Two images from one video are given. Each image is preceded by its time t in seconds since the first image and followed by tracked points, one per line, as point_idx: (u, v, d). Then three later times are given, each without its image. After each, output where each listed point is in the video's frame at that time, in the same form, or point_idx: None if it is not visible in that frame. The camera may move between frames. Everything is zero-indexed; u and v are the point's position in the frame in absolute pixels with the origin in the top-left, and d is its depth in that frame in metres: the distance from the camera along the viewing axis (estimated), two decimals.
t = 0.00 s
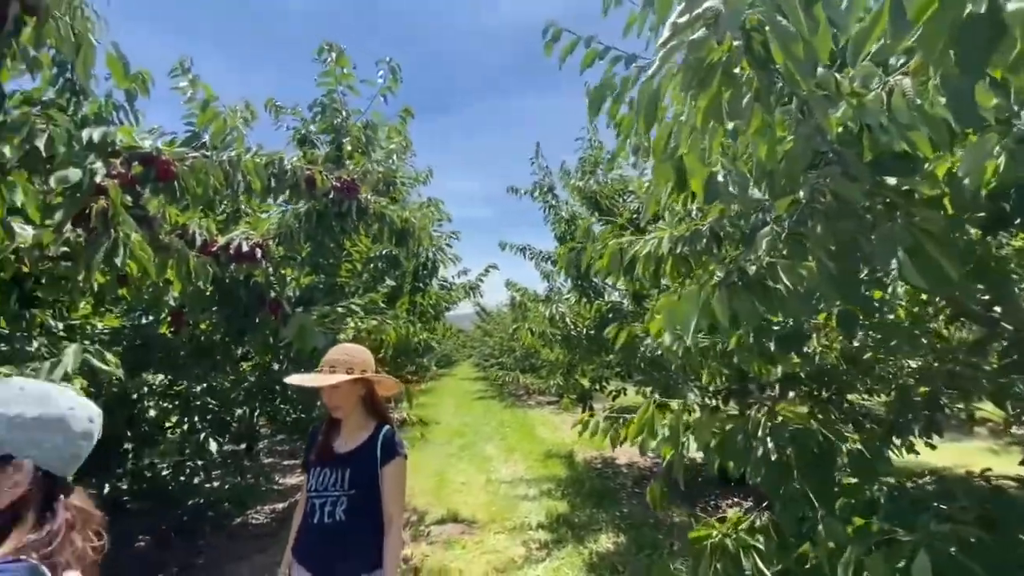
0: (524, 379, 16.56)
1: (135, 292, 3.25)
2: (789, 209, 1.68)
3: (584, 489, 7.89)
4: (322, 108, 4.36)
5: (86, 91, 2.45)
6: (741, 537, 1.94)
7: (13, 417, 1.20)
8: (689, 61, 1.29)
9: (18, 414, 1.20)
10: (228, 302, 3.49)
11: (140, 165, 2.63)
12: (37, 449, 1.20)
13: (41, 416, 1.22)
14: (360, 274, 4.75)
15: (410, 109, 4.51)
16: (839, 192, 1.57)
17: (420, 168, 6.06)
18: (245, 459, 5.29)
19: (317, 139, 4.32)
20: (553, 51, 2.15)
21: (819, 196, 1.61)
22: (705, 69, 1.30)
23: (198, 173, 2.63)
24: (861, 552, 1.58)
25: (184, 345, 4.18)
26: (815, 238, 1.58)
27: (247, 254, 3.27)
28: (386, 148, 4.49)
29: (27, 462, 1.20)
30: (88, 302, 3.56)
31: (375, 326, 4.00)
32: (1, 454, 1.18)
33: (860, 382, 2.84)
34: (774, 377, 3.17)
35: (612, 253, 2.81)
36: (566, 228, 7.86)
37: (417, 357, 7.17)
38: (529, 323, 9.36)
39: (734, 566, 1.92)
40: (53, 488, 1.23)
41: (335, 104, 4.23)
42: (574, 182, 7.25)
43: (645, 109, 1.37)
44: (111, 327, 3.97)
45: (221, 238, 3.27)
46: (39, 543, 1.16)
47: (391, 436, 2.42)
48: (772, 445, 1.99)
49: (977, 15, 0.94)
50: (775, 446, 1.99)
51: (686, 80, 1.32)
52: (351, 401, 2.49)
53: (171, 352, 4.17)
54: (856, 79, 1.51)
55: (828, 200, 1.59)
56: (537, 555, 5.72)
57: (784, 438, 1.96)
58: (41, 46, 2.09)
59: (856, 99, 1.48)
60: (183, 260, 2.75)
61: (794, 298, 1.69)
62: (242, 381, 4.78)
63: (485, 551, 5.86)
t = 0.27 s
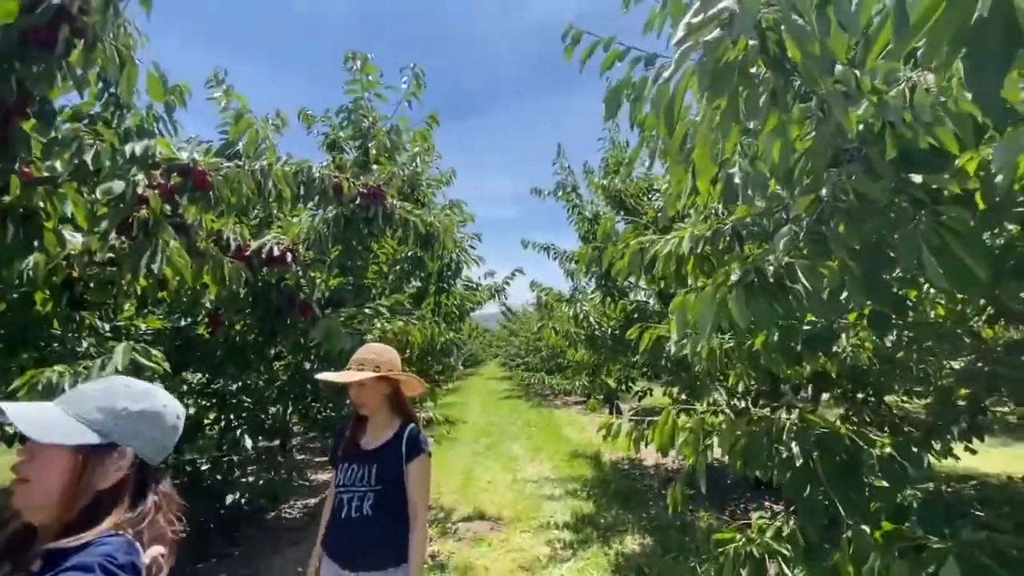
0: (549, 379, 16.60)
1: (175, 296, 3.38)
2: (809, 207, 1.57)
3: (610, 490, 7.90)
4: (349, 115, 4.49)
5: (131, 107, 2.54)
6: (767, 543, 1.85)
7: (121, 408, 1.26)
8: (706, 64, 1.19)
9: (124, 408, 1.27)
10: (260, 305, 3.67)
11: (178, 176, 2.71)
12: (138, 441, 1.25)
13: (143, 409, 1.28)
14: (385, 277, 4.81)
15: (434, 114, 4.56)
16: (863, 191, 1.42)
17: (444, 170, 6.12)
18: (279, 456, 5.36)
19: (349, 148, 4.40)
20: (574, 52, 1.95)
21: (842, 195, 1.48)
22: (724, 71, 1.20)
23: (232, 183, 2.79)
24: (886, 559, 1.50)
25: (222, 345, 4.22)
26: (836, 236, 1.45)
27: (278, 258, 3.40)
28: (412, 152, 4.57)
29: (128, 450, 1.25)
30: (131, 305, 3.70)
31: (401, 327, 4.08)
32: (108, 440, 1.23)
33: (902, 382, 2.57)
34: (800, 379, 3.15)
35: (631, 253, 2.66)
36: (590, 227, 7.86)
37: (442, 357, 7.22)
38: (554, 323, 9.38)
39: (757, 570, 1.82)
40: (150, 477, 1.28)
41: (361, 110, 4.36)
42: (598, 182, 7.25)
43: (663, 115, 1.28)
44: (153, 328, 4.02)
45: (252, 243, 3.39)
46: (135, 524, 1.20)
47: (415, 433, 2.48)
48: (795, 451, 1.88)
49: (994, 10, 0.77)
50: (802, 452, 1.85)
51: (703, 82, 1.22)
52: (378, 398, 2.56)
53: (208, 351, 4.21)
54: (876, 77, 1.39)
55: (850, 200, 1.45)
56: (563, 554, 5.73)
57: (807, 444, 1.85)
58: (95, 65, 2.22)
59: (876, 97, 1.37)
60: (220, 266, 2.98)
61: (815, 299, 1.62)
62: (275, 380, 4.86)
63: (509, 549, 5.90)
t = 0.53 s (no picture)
0: (576, 378, 16.59)
1: (213, 297, 3.48)
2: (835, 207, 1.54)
3: (637, 490, 7.89)
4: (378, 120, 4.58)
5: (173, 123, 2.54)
6: (795, 544, 1.87)
7: (194, 391, 1.44)
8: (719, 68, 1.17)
9: (194, 389, 1.44)
10: (294, 305, 3.80)
11: (218, 184, 2.81)
12: (208, 419, 1.43)
13: (212, 392, 1.45)
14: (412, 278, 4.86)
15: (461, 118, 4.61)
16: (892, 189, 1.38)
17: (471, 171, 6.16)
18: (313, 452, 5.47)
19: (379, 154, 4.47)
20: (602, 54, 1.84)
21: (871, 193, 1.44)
22: (742, 74, 1.18)
23: (268, 190, 2.88)
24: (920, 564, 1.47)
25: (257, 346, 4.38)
26: (864, 235, 1.41)
27: (312, 260, 3.52)
28: (439, 155, 4.63)
29: (200, 426, 1.43)
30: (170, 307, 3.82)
31: (428, 327, 4.14)
32: (184, 418, 1.42)
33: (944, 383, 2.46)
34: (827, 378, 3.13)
35: (657, 251, 2.61)
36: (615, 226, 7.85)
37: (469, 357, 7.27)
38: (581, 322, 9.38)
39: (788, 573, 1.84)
40: (218, 449, 1.47)
41: (390, 115, 4.45)
42: (624, 181, 7.24)
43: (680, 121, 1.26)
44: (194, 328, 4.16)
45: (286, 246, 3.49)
46: (211, 489, 1.40)
47: (444, 431, 2.54)
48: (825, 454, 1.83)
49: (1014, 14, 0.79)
50: (831, 455, 1.82)
51: (720, 86, 1.22)
52: (408, 395, 2.61)
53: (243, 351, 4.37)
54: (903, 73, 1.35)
55: (878, 198, 1.41)
56: (589, 554, 5.75)
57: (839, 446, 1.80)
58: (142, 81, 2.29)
59: (902, 95, 1.34)
60: (256, 270, 3.17)
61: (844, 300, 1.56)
62: (308, 377, 4.93)
63: (536, 548, 5.93)
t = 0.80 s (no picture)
0: (603, 378, 16.53)
1: (249, 298, 3.58)
2: (867, 205, 1.49)
3: (665, 490, 7.88)
4: (407, 124, 4.64)
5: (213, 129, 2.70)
6: (828, 546, 1.90)
7: (266, 385, 1.53)
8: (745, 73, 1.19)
9: (267, 383, 1.54)
10: (327, 305, 3.81)
11: (257, 190, 2.92)
12: (281, 411, 1.54)
13: (282, 385, 1.55)
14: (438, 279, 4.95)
15: (488, 121, 4.65)
16: (925, 189, 1.36)
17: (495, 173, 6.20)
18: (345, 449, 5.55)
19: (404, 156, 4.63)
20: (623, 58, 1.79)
21: (902, 193, 1.41)
22: (766, 79, 1.19)
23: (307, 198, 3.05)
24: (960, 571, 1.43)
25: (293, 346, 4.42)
26: (897, 234, 1.41)
27: (344, 262, 3.61)
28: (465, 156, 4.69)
29: (274, 418, 1.54)
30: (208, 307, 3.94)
31: (454, 325, 4.20)
32: (260, 411, 1.52)
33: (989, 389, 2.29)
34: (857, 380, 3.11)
35: (685, 252, 2.51)
36: (641, 225, 7.82)
37: (496, 356, 7.32)
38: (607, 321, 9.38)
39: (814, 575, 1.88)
40: (292, 439, 1.58)
41: (419, 120, 4.50)
42: (650, 179, 7.23)
43: (705, 126, 1.26)
44: (230, 327, 4.26)
45: (319, 248, 3.58)
46: (287, 476, 1.51)
47: (474, 429, 2.58)
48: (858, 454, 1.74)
49: None
50: (863, 455, 1.73)
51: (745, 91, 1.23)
52: (438, 394, 2.66)
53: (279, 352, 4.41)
54: (935, 73, 1.33)
55: (911, 198, 1.38)
56: (617, 553, 5.76)
57: (872, 445, 1.71)
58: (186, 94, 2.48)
59: (933, 94, 1.31)
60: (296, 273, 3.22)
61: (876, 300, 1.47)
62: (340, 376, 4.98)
63: (563, 546, 5.96)
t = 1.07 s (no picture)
0: (632, 378, 16.46)
1: (284, 297, 3.67)
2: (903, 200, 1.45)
3: (694, 490, 7.84)
4: (436, 126, 4.69)
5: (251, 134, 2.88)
6: (859, 546, 1.68)
7: (344, 378, 1.71)
8: (774, 71, 1.19)
9: (345, 375, 1.72)
10: (360, 304, 3.89)
11: (294, 195, 3.02)
12: (358, 400, 1.72)
13: (358, 376, 1.73)
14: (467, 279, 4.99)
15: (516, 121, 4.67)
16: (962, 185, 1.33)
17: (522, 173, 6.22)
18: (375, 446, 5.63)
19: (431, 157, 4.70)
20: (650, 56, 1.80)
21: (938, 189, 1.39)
22: (796, 77, 1.19)
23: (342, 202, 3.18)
24: None
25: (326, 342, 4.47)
26: (933, 231, 1.36)
27: (376, 263, 3.69)
28: (493, 157, 4.73)
29: (353, 406, 1.72)
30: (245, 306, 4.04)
31: (482, 324, 4.25)
32: (339, 401, 1.70)
33: None
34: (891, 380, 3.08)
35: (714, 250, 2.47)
36: (669, 223, 7.77)
37: (524, 355, 7.36)
38: (635, 320, 9.36)
39: None
40: (368, 425, 1.77)
41: (448, 121, 4.55)
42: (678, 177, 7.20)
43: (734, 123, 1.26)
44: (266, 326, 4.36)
45: (352, 249, 3.68)
46: (369, 458, 1.71)
47: (503, 425, 2.63)
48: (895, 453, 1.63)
49: None
50: (901, 454, 1.62)
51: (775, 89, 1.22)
52: (468, 390, 2.71)
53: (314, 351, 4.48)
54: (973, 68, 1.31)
55: (948, 193, 1.36)
56: (645, 552, 5.76)
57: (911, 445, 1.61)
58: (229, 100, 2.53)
59: (973, 88, 1.27)
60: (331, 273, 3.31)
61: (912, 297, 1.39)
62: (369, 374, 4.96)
63: (591, 544, 5.98)
